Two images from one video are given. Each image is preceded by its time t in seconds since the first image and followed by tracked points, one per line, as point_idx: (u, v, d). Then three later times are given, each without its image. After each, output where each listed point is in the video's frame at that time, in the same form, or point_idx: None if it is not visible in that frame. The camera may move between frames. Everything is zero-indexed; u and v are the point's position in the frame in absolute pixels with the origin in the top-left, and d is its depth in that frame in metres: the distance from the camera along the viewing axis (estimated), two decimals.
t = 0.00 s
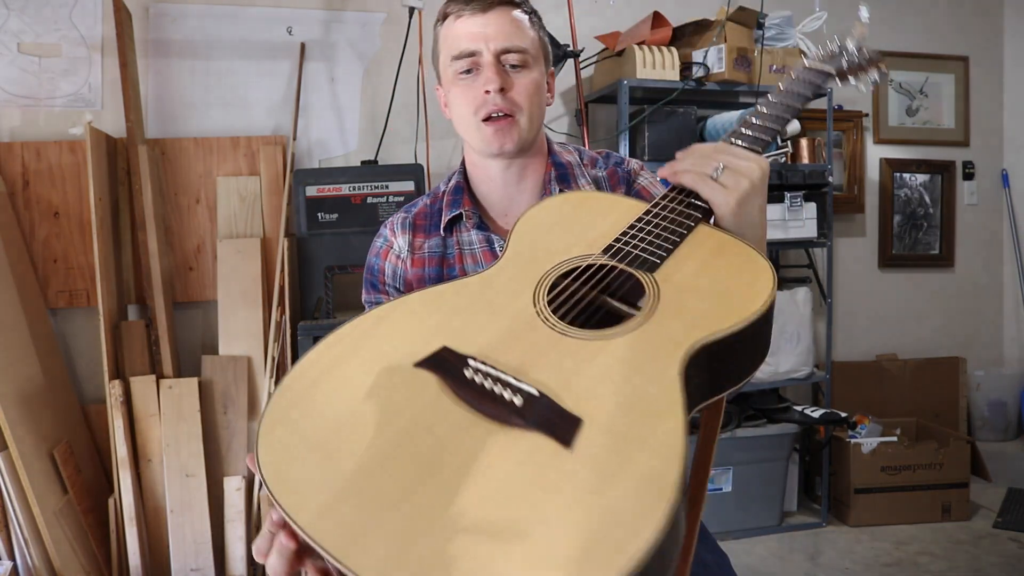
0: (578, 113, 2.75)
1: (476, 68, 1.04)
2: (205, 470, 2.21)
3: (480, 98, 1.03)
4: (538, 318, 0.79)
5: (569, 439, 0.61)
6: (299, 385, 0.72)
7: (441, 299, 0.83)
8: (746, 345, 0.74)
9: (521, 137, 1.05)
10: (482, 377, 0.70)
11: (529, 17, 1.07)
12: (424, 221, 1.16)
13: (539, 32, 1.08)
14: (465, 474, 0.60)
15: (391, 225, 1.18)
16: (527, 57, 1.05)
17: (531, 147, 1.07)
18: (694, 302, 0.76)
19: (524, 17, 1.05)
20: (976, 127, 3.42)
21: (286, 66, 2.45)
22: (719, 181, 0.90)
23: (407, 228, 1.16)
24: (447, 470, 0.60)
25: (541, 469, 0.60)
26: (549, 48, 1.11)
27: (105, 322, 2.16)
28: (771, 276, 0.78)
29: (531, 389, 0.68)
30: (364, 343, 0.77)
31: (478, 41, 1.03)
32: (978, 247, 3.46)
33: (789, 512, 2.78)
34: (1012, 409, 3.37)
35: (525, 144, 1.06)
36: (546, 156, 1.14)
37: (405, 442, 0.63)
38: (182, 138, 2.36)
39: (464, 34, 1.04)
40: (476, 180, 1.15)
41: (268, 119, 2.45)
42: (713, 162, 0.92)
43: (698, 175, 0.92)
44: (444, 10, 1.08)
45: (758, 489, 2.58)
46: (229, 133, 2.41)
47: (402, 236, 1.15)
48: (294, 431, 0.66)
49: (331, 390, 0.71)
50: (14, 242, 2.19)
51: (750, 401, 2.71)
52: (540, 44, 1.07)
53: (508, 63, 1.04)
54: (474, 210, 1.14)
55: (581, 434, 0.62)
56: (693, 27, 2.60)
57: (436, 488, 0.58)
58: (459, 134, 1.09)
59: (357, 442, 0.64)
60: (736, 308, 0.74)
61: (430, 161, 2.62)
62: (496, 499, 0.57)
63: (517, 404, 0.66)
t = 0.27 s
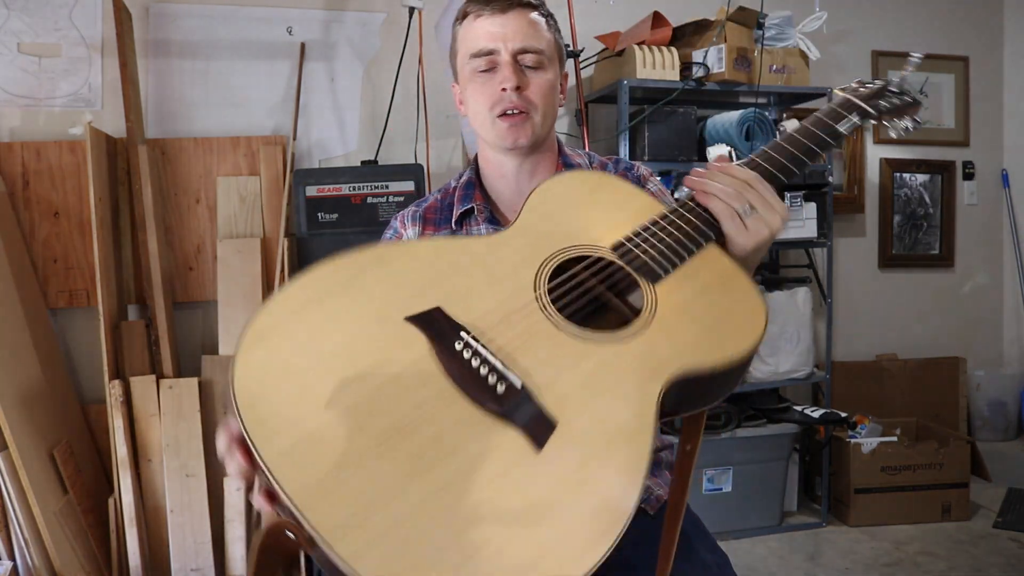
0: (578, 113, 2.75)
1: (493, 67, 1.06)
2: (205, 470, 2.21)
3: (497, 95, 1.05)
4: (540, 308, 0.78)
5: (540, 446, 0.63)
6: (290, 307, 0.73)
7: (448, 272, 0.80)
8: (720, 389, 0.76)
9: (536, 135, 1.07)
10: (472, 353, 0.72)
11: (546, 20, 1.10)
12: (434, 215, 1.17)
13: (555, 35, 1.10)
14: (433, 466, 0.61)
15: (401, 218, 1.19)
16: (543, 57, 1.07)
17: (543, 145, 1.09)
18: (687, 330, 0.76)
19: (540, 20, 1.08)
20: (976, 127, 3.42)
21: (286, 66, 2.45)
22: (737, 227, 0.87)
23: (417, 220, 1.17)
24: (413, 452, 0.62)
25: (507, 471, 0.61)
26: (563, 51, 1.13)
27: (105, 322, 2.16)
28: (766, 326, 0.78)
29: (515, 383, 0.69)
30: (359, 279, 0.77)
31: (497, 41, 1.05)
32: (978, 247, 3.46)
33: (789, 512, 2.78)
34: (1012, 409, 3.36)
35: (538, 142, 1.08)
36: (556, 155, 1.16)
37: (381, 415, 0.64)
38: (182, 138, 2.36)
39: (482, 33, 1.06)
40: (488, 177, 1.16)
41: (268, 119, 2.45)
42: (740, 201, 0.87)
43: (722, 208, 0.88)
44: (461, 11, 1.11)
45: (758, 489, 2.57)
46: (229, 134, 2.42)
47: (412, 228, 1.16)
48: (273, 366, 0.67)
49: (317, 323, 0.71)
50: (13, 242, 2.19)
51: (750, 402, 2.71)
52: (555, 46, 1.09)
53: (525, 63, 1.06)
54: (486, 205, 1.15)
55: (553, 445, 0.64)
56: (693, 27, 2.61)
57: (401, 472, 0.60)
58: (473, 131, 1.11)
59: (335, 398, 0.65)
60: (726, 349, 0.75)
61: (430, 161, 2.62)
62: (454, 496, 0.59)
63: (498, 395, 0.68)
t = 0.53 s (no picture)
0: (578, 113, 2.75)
1: (509, 63, 1.14)
2: (205, 470, 2.20)
3: (511, 91, 1.12)
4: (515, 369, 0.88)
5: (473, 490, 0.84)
6: (295, 317, 0.79)
7: (440, 302, 0.85)
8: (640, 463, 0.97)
9: (548, 129, 1.13)
10: (447, 404, 0.85)
11: (560, 22, 1.17)
12: (448, 210, 1.25)
13: (568, 35, 1.17)
14: (393, 496, 0.82)
15: (417, 213, 1.27)
16: (557, 56, 1.14)
17: (556, 141, 1.15)
18: (632, 414, 0.91)
19: (554, 21, 1.15)
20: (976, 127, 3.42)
21: (286, 66, 2.45)
22: (733, 304, 0.92)
23: (431, 216, 1.25)
24: (382, 487, 0.82)
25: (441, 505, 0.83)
26: (577, 52, 1.20)
27: (106, 322, 2.16)
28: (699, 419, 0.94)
29: (472, 438, 0.85)
30: (364, 291, 0.82)
31: (513, 40, 1.13)
32: (978, 247, 3.46)
33: (789, 512, 2.78)
34: (1011, 409, 3.36)
35: (550, 137, 1.14)
36: (569, 152, 1.22)
37: (366, 451, 0.81)
38: (182, 138, 2.36)
39: (499, 32, 1.13)
40: (503, 174, 1.23)
41: (268, 119, 2.45)
42: (752, 283, 0.91)
43: (735, 284, 0.91)
44: (481, 14, 1.19)
45: (757, 489, 2.58)
46: (230, 133, 2.41)
47: (426, 223, 1.24)
48: (278, 393, 0.78)
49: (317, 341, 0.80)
50: (14, 242, 2.19)
51: (750, 402, 2.72)
52: (568, 47, 1.16)
53: (539, 60, 1.13)
54: (500, 202, 1.22)
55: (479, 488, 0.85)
56: (693, 27, 2.60)
57: (366, 500, 0.81)
58: (490, 126, 1.17)
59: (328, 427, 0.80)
60: (655, 432, 0.92)
61: (430, 160, 2.62)
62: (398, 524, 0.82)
63: (456, 445, 0.84)
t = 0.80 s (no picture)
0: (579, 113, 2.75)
1: (518, 61, 1.14)
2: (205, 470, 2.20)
3: (520, 89, 1.12)
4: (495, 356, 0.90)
5: (442, 473, 0.86)
6: (283, 283, 0.84)
7: (428, 289, 0.88)
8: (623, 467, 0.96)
9: (555, 129, 1.14)
10: (420, 383, 0.87)
11: (571, 20, 1.16)
12: (454, 207, 1.26)
13: (579, 33, 1.17)
14: (367, 473, 0.84)
15: (424, 209, 1.29)
16: (567, 54, 1.14)
17: (564, 139, 1.15)
18: (614, 415, 0.91)
19: (565, 19, 1.15)
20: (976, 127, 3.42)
21: (286, 66, 2.45)
22: (726, 322, 0.95)
23: (438, 212, 1.27)
24: (355, 460, 0.84)
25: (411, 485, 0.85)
26: (588, 50, 1.19)
27: (106, 322, 2.16)
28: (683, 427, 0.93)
29: (445, 422, 0.87)
30: (354, 266, 0.86)
31: (522, 37, 1.13)
32: (978, 247, 3.46)
33: (789, 512, 2.78)
34: (1011, 408, 3.36)
35: (558, 136, 1.14)
36: (577, 152, 1.22)
37: (341, 423, 0.84)
38: (183, 138, 2.37)
39: (508, 30, 1.14)
40: (511, 171, 1.23)
41: (268, 119, 2.45)
42: (743, 302, 0.94)
43: (727, 301, 0.94)
44: (492, 11, 1.19)
45: (757, 489, 2.57)
46: (230, 133, 2.41)
47: (432, 219, 1.26)
48: (260, 353, 0.82)
49: (302, 309, 0.84)
50: (14, 242, 2.19)
51: (750, 401, 2.72)
52: (579, 45, 1.16)
53: (549, 58, 1.13)
54: (505, 199, 1.22)
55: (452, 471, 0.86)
56: (693, 27, 2.60)
57: (337, 471, 0.83)
58: (498, 124, 1.18)
59: (305, 400, 0.83)
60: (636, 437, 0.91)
61: (429, 160, 2.62)
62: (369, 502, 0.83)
63: (426, 426, 0.86)
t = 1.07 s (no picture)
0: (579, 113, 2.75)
1: (523, 65, 1.14)
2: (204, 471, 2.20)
3: (524, 93, 1.13)
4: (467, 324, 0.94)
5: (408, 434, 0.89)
6: (284, 240, 0.92)
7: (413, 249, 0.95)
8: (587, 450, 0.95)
9: (560, 134, 1.15)
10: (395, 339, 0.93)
11: (575, 22, 1.16)
12: (453, 202, 1.26)
13: (583, 35, 1.17)
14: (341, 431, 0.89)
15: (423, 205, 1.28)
16: (571, 58, 1.14)
17: (567, 143, 1.16)
18: (580, 393, 0.92)
19: (569, 21, 1.15)
20: (976, 127, 3.42)
21: (286, 66, 2.45)
22: (711, 316, 0.93)
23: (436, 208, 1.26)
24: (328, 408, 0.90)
25: (376, 446, 0.89)
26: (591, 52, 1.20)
27: (106, 323, 2.16)
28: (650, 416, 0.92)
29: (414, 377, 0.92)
30: (342, 232, 0.94)
31: (527, 40, 1.13)
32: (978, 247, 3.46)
33: (789, 512, 2.78)
34: (1011, 408, 3.36)
35: (561, 140, 1.15)
36: (580, 154, 1.23)
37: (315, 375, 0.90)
38: (182, 138, 2.37)
39: (514, 32, 1.14)
40: (514, 171, 1.23)
41: (268, 119, 2.45)
42: (724, 293, 0.92)
43: (707, 291, 0.92)
44: (495, 11, 1.18)
45: (757, 489, 2.57)
46: (229, 133, 2.41)
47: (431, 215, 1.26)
48: (254, 299, 0.90)
49: (295, 265, 0.92)
50: (14, 242, 2.19)
51: (750, 402, 2.71)
52: (583, 47, 1.16)
53: (553, 62, 1.13)
54: (507, 197, 1.22)
55: (415, 435, 0.89)
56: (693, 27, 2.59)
57: (308, 421, 0.89)
58: (502, 126, 1.18)
59: (285, 351, 0.90)
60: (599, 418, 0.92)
61: (429, 161, 2.62)
62: (337, 457, 0.88)
63: (396, 377, 0.91)
